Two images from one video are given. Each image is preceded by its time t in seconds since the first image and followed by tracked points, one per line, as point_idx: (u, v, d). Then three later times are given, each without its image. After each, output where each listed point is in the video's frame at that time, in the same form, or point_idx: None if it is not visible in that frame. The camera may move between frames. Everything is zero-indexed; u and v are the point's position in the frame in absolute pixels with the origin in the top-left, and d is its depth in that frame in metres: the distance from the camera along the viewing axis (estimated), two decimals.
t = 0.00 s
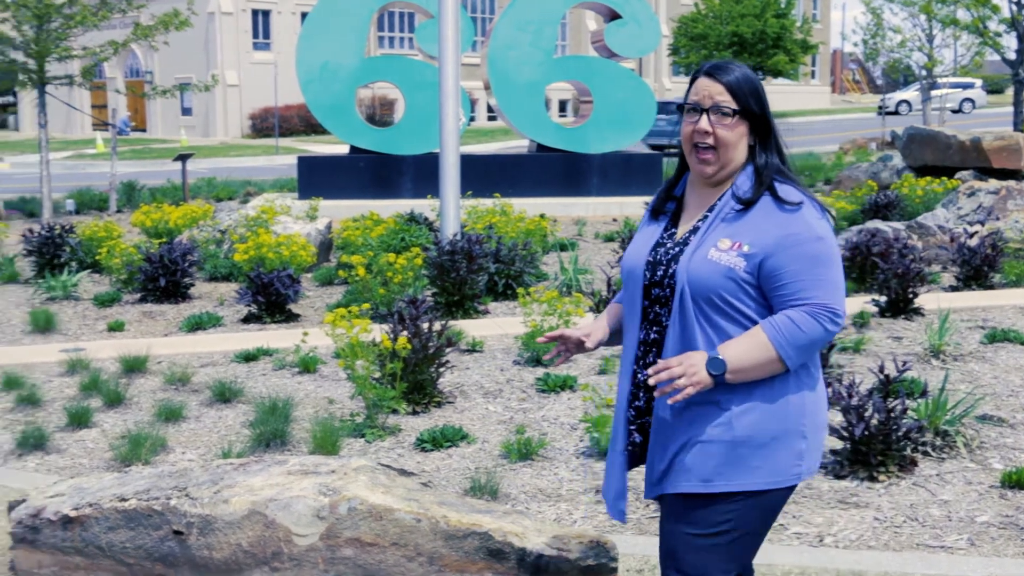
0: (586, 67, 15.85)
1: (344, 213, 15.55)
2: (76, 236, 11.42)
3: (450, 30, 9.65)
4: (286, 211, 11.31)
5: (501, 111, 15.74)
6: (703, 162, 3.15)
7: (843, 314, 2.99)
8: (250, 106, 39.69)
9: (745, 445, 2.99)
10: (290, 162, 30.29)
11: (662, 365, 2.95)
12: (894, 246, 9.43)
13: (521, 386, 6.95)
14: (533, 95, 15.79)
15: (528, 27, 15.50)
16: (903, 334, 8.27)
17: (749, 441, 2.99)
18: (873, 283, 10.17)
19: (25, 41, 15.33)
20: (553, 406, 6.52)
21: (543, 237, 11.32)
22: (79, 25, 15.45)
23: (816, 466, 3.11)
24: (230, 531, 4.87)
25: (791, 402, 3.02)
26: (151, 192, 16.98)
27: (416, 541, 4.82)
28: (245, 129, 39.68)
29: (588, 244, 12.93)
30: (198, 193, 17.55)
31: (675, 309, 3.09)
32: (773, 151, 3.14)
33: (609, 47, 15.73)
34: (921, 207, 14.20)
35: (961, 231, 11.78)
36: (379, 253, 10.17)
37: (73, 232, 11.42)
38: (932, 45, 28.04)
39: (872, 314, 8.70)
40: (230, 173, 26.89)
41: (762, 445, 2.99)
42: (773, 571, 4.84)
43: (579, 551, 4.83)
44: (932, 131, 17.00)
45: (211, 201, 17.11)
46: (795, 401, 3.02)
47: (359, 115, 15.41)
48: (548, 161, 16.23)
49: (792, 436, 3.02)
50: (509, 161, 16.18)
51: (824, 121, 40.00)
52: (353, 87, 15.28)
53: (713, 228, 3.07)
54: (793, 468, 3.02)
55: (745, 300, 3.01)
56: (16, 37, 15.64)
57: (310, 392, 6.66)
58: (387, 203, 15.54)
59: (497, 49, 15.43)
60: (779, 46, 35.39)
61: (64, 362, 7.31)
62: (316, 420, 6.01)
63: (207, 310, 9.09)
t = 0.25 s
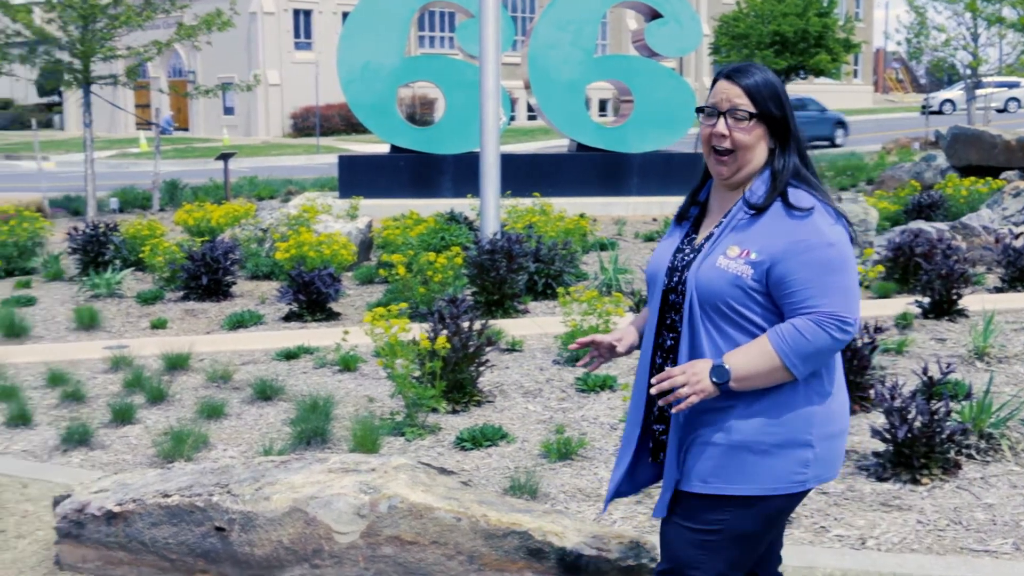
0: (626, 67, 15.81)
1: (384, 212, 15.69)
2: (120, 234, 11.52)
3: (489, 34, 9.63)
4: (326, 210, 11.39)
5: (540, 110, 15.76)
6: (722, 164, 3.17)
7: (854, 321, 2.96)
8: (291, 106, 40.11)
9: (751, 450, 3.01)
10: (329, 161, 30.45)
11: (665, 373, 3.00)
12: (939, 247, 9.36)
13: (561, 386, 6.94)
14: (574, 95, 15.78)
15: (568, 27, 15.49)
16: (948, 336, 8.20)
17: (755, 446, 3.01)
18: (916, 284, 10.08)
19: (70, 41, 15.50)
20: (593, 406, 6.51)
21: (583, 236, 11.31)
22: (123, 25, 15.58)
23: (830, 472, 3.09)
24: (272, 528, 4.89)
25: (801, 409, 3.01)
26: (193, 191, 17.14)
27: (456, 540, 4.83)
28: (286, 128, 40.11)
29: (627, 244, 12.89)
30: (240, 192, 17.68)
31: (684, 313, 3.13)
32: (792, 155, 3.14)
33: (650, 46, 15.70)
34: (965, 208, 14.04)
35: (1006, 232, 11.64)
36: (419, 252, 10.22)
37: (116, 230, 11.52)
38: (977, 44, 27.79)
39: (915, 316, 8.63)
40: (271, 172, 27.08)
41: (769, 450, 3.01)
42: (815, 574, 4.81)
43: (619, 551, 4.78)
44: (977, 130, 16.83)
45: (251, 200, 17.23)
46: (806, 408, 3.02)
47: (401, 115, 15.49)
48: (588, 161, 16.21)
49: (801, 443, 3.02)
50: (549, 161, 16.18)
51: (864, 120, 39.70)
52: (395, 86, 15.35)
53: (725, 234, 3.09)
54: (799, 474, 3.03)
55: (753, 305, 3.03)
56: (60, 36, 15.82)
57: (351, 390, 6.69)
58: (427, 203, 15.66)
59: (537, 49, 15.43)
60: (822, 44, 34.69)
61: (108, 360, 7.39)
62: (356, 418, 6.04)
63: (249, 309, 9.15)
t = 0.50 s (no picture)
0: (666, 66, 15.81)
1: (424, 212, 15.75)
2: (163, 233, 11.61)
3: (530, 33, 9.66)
4: (367, 209, 11.47)
5: (580, 109, 15.82)
6: (721, 173, 3.07)
7: (838, 338, 2.83)
8: (331, 106, 40.49)
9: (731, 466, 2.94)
10: (368, 160, 30.61)
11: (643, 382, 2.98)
12: (982, 248, 9.27)
13: (600, 386, 6.93)
14: (614, 94, 15.83)
15: (608, 26, 15.55)
16: (992, 338, 8.11)
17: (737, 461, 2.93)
18: (959, 286, 9.99)
19: (114, 41, 15.66)
20: (631, 407, 6.50)
21: (623, 237, 11.28)
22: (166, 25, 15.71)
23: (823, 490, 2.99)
24: (312, 525, 4.91)
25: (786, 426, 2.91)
26: (235, 190, 17.27)
27: (495, 539, 4.83)
28: (326, 128, 40.57)
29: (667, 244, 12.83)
30: (281, 191, 17.80)
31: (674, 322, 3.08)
32: (794, 167, 3.01)
33: (691, 46, 15.70)
34: (1009, 209, 13.86)
35: None
36: (459, 251, 10.23)
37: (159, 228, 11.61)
38: None
39: (958, 317, 8.54)
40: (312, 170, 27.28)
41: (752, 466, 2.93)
42: None
43: (658, 552, 4.77)
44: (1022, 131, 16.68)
45: (292, 198, 17.33)
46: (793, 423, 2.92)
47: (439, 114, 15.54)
48: (626, 161, 16.12)
49: (786, 460, 2.92)
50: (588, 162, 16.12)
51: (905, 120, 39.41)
52: (434, 85, 15.40)
53: (715, 243, 3.00)
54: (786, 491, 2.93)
55: (737, 318, 2.94)
56: (104, 36, 15.99)
57: (390, 388, 6.72)
58: (467, 203, 15.71)
59: (576, 48, 15.50)
60: (864, 43, 34.40)
61: (150, 357, 7.46)
62: (396, 416, 6.06)
63: (289, 307, 9.21)
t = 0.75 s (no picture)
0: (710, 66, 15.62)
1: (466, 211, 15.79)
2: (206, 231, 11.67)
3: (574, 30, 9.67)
4: (409, 209, 11.59)
5: (623, 109, 15.77)
6: (719, 166, 3.08)
7: (815, 338, 2.83)
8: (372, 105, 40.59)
9: (708, 459, 2.98)
10: (410, 159, 30.76)
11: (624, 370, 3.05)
12: None
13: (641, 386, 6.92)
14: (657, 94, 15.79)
15: (652, 26, 15.54)
16: None
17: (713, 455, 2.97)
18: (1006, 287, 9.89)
19: (160, 41, 15.80)
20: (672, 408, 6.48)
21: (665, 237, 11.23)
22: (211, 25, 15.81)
23: (805, 492, 2.98)
24: (354, 523, 4.93)
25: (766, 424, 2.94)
26: (277, 189, 17.39)
27: (536, 539, 4.82)
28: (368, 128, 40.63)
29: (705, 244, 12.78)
30: (323, 190, 17.90)
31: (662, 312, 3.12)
32: (791, 166, 3.01)
33: (735, 46, 15.63)
34: None
35: None
36: (501, 251, 10.22)
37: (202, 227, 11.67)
38: None
39: (1004, 320, 8.46)
40: (355, 169, 27.48)
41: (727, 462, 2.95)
42: None
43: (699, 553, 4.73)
44: None
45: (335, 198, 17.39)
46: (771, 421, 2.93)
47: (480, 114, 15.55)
48: (670, 160, 16.03)
49: (763, 458, 2.94)
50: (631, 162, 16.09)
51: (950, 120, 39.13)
52: (476, 86, 15.41)
53: (704, 237, 3.03)
54: (769, 492, 2.94)
55: (720, 311, 2.97)
56: (150, 36, 16.15)
57: (431, 387, 6.74)
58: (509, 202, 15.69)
59: (620, 48, 15.48)
60: (908, 43, 39.54)
61: (194, 354, 7.52)
62: (437, 416, 6.08)
63: (332, 305, 9.26)
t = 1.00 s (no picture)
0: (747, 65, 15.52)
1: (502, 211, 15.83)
2: (243, 230, 11.72)
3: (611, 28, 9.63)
4: (444, 209, 11.61)
5: (659, 109, 15.64)
6: (724, 162, 2.99)
7: (816, 339, 2.73)
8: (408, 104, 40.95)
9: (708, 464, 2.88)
10: (445, 159, 30.85)
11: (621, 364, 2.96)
12: None
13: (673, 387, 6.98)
14: (693, 95, 15.67)
15: (688, 26, 15.49)
16: None
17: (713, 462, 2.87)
18: None
19: (198, 42, 15.92)
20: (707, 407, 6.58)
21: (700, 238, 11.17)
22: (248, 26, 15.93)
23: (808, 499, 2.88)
24: (389, 522, 4.95)
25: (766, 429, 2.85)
26: (314, 188, 17.50)
27: (571, 539, 4.80)
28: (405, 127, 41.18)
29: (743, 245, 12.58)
30: (359, 190, 17.96)
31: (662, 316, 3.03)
32: (797, 165, 2.92)
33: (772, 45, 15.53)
34: None
35: None
36: (536, 251, 10.22)
37: (239, 226, 11.73)
38: None
39: None
40: (391, 169, 27.60)
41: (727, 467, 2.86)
42: None
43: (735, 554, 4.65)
44: None
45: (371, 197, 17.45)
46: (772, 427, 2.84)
47: (516, 114, 15.53)
48: (705, 159, 16.01)
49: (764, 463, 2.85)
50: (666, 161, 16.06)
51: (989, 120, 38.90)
52: (512, 86, 15.39)
53: (706, 238, 2.94)
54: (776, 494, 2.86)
55: (721, 312, 2.87)
56: (188, 37, 16.28)
57: (466, 387, 6.74)
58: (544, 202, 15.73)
59: (657, 47, 15.44)
60: (948, 42, 39.54)
61: (231, 353, 7.57)
62: (472, 415, 6.09)
63: (367, 305, 9.30)
